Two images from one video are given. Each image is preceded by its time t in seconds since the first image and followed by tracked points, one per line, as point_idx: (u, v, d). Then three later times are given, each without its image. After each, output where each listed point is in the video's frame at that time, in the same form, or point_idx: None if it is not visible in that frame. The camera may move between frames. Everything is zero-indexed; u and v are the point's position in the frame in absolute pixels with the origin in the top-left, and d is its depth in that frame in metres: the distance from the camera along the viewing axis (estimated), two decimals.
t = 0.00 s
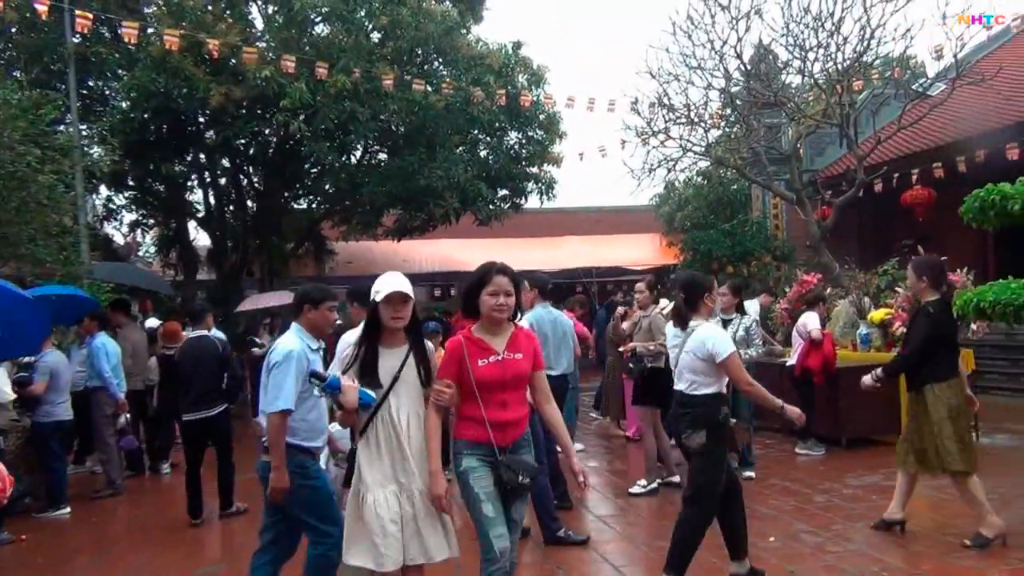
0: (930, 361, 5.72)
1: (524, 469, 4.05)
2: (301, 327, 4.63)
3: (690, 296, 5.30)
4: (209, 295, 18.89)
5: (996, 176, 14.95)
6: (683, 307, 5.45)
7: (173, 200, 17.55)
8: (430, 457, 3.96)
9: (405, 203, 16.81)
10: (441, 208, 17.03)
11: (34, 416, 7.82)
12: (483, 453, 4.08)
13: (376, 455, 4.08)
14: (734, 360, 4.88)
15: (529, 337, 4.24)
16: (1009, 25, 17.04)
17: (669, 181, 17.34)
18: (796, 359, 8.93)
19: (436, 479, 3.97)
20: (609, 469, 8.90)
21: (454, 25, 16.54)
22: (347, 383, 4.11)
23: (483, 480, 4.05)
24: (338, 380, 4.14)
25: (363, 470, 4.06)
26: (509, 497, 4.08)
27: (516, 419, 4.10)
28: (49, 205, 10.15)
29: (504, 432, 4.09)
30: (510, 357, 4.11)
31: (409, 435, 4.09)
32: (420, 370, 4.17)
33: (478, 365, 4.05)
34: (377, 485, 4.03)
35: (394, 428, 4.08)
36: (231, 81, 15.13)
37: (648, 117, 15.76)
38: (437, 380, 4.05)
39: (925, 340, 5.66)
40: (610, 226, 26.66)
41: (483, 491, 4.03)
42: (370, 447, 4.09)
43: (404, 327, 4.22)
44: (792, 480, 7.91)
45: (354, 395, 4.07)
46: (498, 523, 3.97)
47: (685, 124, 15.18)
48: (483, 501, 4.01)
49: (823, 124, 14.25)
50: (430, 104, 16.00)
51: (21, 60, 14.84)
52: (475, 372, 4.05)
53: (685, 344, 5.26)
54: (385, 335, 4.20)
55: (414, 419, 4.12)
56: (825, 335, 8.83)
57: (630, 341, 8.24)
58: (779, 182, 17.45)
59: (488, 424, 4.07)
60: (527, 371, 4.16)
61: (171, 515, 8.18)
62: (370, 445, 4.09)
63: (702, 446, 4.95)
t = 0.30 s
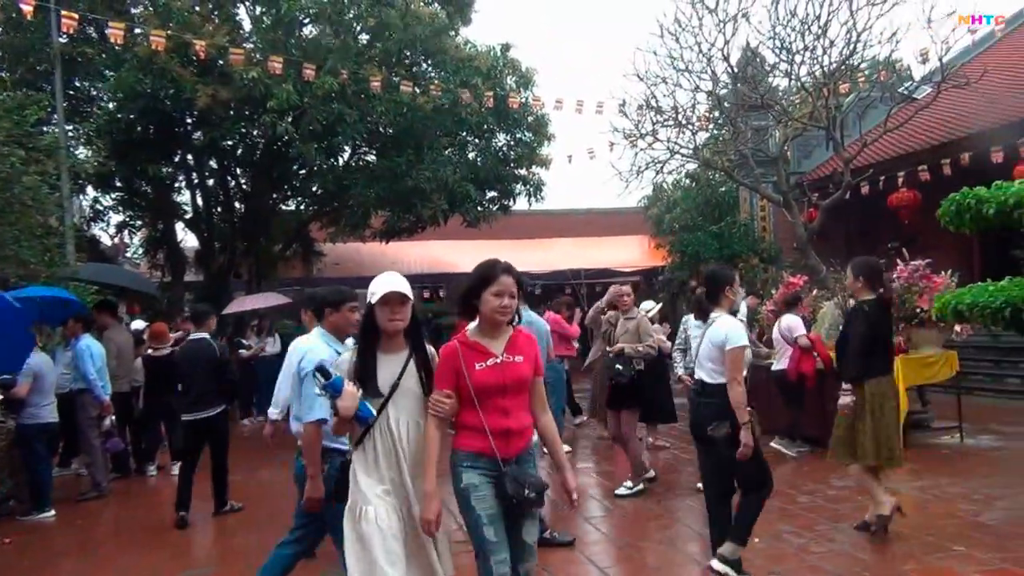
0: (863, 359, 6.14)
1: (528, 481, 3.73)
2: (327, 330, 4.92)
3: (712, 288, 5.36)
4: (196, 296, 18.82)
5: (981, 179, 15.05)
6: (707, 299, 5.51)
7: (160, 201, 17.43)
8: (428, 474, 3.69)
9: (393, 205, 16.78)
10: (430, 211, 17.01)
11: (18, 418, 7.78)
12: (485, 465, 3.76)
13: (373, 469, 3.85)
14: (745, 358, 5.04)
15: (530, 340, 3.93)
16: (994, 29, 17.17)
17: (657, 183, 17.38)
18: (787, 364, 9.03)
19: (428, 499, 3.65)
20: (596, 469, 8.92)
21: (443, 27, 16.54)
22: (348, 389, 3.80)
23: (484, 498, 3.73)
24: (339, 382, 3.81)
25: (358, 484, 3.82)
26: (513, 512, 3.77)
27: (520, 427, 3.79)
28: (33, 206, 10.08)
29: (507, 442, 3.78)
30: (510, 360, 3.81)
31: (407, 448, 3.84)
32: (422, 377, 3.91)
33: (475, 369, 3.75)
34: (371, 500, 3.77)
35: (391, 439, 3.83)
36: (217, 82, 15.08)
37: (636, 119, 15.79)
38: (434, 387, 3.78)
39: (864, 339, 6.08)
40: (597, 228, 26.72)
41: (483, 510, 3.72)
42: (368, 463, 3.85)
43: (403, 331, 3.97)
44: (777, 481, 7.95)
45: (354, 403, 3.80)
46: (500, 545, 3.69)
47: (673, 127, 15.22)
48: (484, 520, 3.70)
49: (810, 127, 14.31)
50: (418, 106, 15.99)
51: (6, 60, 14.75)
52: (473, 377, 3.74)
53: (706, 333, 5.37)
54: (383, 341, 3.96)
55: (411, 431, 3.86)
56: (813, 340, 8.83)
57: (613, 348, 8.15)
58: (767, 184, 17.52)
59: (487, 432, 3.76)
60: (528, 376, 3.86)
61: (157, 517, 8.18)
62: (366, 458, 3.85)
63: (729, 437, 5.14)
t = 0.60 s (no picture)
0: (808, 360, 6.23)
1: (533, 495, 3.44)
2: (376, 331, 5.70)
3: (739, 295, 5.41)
4: (181, 297, 18.76)
5: (961, 181, 15.21)
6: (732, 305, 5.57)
7: (144, 201, 17.34)
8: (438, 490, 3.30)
9: (378, 206, 16.78)
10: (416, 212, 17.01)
11: None
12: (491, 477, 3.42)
13: (369, 485, 3.43)
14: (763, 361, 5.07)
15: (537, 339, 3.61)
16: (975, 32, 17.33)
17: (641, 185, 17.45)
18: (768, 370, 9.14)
19: (446, 516, 3.25)
20: (581, 469, 8.94)
21: (428, 28, 16.54)
22: (350, 401, 3.34)
23: (483, 515, 3.43)
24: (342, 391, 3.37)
25: (354, 500, 3.41)
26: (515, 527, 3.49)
27: (529, 435, 3.46)
28: (14, 207, 9.99)
29: (515, 452, 3.44)
30: (521, 361, 3.45)
31: (409, 461, 3.43)
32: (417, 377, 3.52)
33: (484, 371, 3.38)
34: (368, 520, 3.38)
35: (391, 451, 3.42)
36: (202, 82, 15.03)
37: (622, 120, 15.84)
38: (439, 391, 3.37)
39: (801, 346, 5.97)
40: (583, 229, 26.78)
41: (483, 527, 3.42)
42: (362, 476, 3.44)
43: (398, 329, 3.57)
44: (760, 481, 7.99)
45: (351, 419, 3.35)
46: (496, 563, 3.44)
47: (658, 128, 15.27)
48: (481, 538, 3.43)
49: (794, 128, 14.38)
50: (403, 107, 15.98)
51: None
52: (481, 380, 3.37)
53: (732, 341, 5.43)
54: (376, 340, 3.56)
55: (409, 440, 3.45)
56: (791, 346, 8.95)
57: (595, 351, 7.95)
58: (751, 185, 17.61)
59: (494, 440, 3.42)
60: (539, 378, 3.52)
61: (139, 518, 8.13)
62: (359, 472, 3.44)
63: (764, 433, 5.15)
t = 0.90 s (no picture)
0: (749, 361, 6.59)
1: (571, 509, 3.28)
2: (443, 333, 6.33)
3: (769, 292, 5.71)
4: (166, 300, 18.66)
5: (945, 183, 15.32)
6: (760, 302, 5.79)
7: (128, 203, 17.23)
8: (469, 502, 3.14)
9: (364, 208, 16.73)
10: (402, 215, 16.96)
11: None
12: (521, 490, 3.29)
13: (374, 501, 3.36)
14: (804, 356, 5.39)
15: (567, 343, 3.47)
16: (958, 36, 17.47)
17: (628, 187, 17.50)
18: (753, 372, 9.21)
19: (479, 532, 3.08)
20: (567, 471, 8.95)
21: (414, 29, 16.51)
22: (359, 406, 3.26)
23: (520, 536, 3.29)
24: (350, 397, 3.27)
25: (355, 518, 3.34)
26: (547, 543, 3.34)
27: (564, 445, 3.30)
28: None
29: (550, 462, 3.29)
30: (551, 364, 3.31)
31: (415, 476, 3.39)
32: (420, 386, 3.53)
33: (512, 375, 3.24)
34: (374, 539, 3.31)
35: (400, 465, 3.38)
36: (187, 83, 14.96)
37: (608, 122, 15.86)
38: (467, 398, 3.21)
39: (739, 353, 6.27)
40: (571, 231, 26.81)
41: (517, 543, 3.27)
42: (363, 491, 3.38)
43: (404, 333, 3.54)
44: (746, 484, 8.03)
45: (361, 427, 3.27)
46: None
47: (644, 130, 15.31)
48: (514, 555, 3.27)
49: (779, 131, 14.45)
50: (389, 109, 15.94)
51: None
52: (510, 384, 3.23)
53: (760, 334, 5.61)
54: (382, 343, 3.54)
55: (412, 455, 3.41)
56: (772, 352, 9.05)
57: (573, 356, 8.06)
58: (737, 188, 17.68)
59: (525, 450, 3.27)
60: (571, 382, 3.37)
61: (123, 523, 8.08)
62: (366, 487, 3.37)
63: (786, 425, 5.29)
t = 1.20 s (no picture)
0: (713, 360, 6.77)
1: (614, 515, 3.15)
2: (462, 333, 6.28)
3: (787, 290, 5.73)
4: (145, 299, 18.50)
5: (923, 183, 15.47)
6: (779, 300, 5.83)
7: (107, 201, 17.08)
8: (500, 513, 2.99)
9: (345, 207, 16.68)
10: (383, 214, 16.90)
11: None
12: (561, 497, 3.14)
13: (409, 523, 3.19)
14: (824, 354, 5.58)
15: (604, 340, 3.33)
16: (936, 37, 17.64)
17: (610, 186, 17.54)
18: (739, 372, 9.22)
19: (501, 544, 2.92)
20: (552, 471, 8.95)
21: (396, 28, 16.49)
22: (399, 422, 3.09)
23: (570, 539, 3.13)
24: (390, 413, 3.09)
25: (388, 544, 3.18)
26: (594, 551, 3.18)
27: (602, 448, 3.18)
28: None
29: (589, 468, 3.17)
30: (588, 364, 3.18)
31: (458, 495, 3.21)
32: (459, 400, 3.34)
33: (546, 376, 3.11)
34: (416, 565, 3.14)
35: (437, 481, 3.21)
36: (167, 81, 14.88)
37: (591, 122, 15.90)
38: (497, 401, 3.09)
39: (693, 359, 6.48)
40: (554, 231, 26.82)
41: (570, 549, 3.11)
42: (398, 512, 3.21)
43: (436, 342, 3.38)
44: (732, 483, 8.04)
45: (403, 446, 3.07)
46: None
47: (626, 130, 15.35)
48: (570, 562, 3.09)
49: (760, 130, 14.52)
50: (371, 107, 15.91)
51: None
52: (546, 386, 3.10)
53: (780, 334, 5.72)
54: (413, 349, 3.36)
55: (452, 470, 3.24)
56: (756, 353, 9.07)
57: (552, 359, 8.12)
58: (718, 188, 17.77)
59: (563, 456, 3.13)
60: (608, 381, 3.25)
61: (103, 525, 7.99)
62: (401, 510, 3.20)
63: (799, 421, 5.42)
